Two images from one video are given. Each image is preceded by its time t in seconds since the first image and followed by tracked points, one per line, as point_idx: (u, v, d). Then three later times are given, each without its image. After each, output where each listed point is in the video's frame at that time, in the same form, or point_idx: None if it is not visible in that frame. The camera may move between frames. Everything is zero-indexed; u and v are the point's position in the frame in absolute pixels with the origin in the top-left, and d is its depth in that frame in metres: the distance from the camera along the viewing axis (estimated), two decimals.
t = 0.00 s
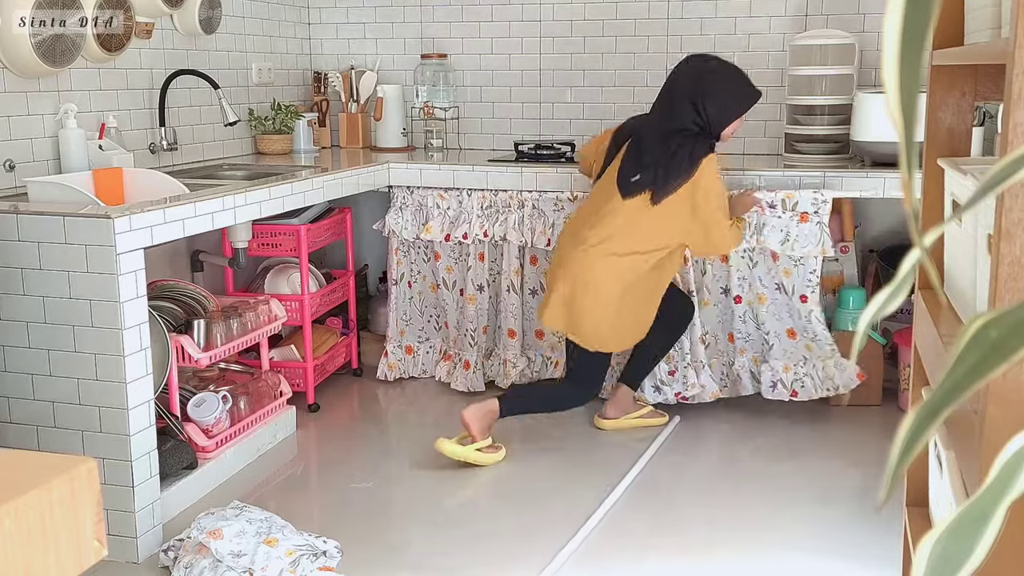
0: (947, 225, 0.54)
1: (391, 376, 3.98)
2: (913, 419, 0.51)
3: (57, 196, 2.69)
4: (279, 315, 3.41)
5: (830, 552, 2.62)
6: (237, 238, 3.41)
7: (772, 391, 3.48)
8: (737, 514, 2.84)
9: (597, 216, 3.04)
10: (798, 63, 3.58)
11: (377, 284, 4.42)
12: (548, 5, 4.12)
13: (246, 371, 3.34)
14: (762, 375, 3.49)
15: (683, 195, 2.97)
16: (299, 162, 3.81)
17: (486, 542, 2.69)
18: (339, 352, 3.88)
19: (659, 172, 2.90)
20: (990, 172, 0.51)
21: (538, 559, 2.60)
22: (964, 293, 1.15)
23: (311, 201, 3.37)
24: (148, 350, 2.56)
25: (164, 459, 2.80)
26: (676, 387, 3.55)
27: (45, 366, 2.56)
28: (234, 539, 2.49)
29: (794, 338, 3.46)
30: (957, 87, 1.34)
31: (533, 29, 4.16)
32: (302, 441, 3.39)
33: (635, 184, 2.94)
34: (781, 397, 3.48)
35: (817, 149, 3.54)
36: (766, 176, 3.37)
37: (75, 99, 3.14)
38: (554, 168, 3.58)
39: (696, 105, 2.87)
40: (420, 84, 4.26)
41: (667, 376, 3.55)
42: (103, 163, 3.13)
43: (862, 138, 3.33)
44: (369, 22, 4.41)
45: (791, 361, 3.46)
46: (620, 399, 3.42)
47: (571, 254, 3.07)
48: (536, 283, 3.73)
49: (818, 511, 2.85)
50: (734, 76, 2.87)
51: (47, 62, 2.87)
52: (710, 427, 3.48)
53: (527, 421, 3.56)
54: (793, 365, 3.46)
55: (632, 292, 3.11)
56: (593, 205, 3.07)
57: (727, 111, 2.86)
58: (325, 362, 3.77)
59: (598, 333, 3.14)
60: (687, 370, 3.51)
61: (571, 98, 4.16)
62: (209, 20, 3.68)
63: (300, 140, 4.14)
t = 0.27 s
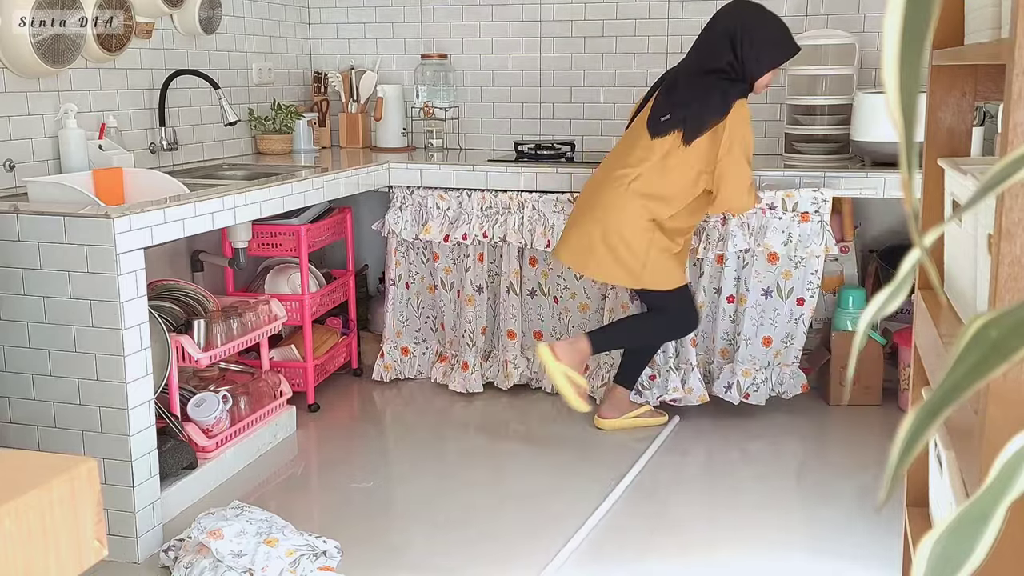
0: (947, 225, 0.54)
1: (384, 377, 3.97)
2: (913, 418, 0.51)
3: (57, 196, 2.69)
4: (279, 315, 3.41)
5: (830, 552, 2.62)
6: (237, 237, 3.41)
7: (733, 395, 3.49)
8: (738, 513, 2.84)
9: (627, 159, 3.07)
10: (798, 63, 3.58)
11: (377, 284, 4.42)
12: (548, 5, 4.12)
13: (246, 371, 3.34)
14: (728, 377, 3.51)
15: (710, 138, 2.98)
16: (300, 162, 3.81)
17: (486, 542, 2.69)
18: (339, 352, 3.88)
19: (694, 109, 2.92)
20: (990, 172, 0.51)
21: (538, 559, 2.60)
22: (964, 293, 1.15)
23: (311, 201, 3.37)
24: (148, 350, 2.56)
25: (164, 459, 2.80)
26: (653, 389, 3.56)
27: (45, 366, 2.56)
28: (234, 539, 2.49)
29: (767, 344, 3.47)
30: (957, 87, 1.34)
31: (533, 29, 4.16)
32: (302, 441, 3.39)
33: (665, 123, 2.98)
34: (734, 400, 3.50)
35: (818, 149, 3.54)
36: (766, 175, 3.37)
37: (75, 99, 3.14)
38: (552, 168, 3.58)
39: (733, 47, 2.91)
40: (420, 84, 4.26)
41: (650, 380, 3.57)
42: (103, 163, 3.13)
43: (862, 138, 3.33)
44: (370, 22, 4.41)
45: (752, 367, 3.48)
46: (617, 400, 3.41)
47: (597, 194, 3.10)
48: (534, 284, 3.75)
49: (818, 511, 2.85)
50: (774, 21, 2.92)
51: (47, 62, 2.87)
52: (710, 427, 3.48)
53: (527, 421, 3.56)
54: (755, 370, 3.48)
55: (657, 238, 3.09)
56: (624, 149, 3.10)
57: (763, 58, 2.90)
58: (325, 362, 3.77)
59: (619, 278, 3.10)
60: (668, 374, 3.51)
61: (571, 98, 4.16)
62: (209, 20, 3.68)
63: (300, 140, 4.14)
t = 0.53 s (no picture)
0: (947, 225, 0.54)
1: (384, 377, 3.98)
2: (912, 419, 0.51)
3: (57, 196, 2.69)
4: (279, 315, 3.41)
5: (830, 552, 2.62)
6: (237, 237, 3.41)
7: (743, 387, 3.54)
8: (737, 514, 2.84)
9: (681, 147, 3.04)
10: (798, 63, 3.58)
11: (377, 284, 4.42)
12: (548, 5, 4.12)
13: (246, 371, 3.34)
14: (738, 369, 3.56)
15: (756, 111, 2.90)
16: (300, 162, 3.81)
17: (486, 543, 2.69)
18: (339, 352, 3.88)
19: (735, 89, 2.86)
20: (990, 172, 0.51)
21: (538, 559, 2.60)
22: (964, 293, 1.15)
23: (311, 201, 3.37)
24: (148, 350, 2.56)
25: (164, 459, 2.80)
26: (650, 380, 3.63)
27: (45, 366, 2.56)
28: (234, 539, 2.49)
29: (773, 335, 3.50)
30: (957, 87, 1.34)
31: (533, 29, 4.16)
32: (302, 441, 3.39)
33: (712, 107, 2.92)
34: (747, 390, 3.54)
35: (818, 149, 3.53)
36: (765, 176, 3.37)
37: (75, 99, 3.14)
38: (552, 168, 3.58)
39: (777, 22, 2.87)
40: (420, 84, 4.26)
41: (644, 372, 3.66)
42: (103, 163, 3.13)
43: (862, 138, 3.33)
44: (370, 22, 4.41)
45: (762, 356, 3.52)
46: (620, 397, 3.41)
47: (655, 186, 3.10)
48: (536, 282, 3.73)
49: (817, 511, 2.85)
50: None
51: (47, 62, 2.87)
52: (710, 427, 3.48)
53: (527, 421, 3.56)
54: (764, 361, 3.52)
55: (726, 219, 3.02)
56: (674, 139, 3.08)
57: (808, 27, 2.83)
58: (325, 362, 3.77)
59: (690, 267, 3.07)
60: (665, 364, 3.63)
61: (571, 98, 4.16)
62: (209, 20, 3.68)
63: (300, 140, 4.14)
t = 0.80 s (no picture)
0: (947, 225, 0.54)
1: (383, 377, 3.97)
2: (912, 419, 0.50)
3: (57, 196, 2.69)
4: (279, 315, 3.41)
5: (830, 552, 2.62)
6: (237, 237, 3.41)
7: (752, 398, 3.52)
8: (737, 514, 2.84)
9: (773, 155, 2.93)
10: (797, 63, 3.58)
11: (377, 284, 4.42)
12: (548, 5, 4.12)
13: (246, 371, 3.34)
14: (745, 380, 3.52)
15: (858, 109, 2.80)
16: (300, 162, 3.81)
17: (486, 543, 2.69)
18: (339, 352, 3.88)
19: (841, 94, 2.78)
20: (989, 171, 0.51)
21: (538, 559, 2.60)
22: (964, 293, 1.15)
23: (311, 201, 3.37)
24: (148, 350, 2.56)
25: (164, 459, 2.80)
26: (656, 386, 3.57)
27: (45, 366, 2.56)
28: (234, 539, 2.49)
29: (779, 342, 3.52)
30: (957, 87, 1.34)
31: (533, 29, 4.16)
32: (302, 441, 3.40)
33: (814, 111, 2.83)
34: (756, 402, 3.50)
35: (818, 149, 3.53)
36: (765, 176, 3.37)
37: (75, 98, 3.14)
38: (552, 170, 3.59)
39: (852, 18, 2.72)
40: (420, 84, 4.26)
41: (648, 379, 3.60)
42: (103, 163, 3.13)
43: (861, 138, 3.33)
44: (370, 22, 4.41)
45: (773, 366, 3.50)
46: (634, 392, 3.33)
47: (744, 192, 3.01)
48: (535, 283, 3.71)
49: (817, 512, 2.85)
50: None
51: (47, 62, 2.87)
52: (710, 427, 3.48)
53: (527, 421, 3.56)
54: (776, 370, 3.50)
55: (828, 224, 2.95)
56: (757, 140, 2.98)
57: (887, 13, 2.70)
58: (325, 362, 3.77)
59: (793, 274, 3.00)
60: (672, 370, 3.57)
61: (571, 98, 4.16)
62: (209, 20, 3.68)
63: (300, 140, 4.14)
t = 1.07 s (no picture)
0: (947, 225, 0.53)
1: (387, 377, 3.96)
2: (913, 419, 0.50)
3: (57, 196, 2.69)
4: (279, 315, 3.41)
5: (830, 552, 2.62)
6: (237, 237, 3.41)
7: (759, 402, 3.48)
8: (737, 514, 2.84)
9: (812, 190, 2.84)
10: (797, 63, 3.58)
11: (377, 284, 4.43)
12: (548, 5, 4.12)
13: (246, 371, 3.34)
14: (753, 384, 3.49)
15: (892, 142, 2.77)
16: (300, 162, 3.81)
17: (485, 543, 2.69)
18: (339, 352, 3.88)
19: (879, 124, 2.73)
20: (990, 171, 0.51)
21: (538, 559, 2.60)
22: (964, 293, 1.15)
23: (311, 201, 3.37)
24: (148, 350, 2.56)
25: (164, 459, 2.80)
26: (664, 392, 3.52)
27: (45, 366, 2.56)
28: (234, 539, 2.49)
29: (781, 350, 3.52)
30: (957, 87, 1.34)
31: (534, 29, 4.16)
32: (302, 441, 3.40)
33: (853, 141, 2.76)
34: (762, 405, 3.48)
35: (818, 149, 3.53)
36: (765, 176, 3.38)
37: (75, 99, 3.14)
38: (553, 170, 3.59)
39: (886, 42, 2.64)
40: (420, 84, 4.26)
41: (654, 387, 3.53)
42: (103, 163, 3.13)
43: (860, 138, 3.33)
44: (370, 23, 4.41)
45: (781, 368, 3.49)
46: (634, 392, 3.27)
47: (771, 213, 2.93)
48: (542, 287, 3.70)
49: (817, 512, 2.85)
50: None
51: (47, 62, 2.87)
52: (710, 426, 3.48)
53: (527, 421, 3.55)
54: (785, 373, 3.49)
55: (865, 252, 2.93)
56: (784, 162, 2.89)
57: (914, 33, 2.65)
58: (325, 362, 3.77)
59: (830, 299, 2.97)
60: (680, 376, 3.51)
61: (571, 98, 4.16)
62: (209, 20, 3.68)
63: (300, 140, 4.14)
